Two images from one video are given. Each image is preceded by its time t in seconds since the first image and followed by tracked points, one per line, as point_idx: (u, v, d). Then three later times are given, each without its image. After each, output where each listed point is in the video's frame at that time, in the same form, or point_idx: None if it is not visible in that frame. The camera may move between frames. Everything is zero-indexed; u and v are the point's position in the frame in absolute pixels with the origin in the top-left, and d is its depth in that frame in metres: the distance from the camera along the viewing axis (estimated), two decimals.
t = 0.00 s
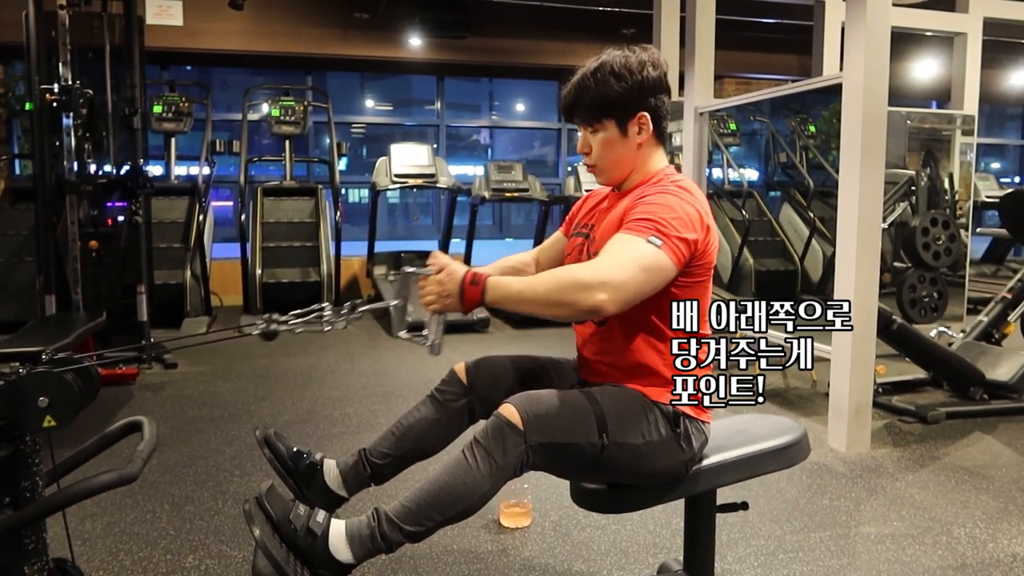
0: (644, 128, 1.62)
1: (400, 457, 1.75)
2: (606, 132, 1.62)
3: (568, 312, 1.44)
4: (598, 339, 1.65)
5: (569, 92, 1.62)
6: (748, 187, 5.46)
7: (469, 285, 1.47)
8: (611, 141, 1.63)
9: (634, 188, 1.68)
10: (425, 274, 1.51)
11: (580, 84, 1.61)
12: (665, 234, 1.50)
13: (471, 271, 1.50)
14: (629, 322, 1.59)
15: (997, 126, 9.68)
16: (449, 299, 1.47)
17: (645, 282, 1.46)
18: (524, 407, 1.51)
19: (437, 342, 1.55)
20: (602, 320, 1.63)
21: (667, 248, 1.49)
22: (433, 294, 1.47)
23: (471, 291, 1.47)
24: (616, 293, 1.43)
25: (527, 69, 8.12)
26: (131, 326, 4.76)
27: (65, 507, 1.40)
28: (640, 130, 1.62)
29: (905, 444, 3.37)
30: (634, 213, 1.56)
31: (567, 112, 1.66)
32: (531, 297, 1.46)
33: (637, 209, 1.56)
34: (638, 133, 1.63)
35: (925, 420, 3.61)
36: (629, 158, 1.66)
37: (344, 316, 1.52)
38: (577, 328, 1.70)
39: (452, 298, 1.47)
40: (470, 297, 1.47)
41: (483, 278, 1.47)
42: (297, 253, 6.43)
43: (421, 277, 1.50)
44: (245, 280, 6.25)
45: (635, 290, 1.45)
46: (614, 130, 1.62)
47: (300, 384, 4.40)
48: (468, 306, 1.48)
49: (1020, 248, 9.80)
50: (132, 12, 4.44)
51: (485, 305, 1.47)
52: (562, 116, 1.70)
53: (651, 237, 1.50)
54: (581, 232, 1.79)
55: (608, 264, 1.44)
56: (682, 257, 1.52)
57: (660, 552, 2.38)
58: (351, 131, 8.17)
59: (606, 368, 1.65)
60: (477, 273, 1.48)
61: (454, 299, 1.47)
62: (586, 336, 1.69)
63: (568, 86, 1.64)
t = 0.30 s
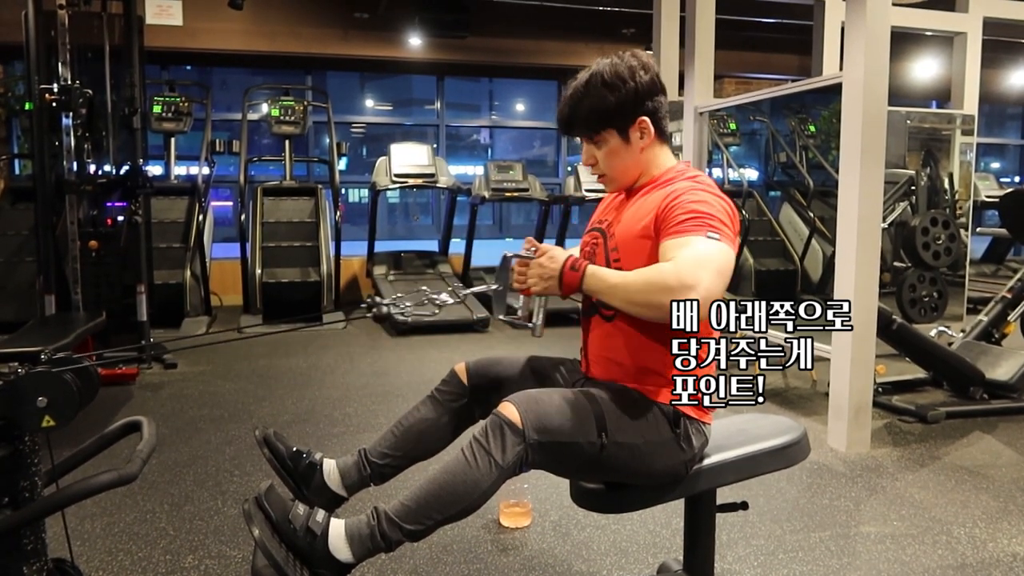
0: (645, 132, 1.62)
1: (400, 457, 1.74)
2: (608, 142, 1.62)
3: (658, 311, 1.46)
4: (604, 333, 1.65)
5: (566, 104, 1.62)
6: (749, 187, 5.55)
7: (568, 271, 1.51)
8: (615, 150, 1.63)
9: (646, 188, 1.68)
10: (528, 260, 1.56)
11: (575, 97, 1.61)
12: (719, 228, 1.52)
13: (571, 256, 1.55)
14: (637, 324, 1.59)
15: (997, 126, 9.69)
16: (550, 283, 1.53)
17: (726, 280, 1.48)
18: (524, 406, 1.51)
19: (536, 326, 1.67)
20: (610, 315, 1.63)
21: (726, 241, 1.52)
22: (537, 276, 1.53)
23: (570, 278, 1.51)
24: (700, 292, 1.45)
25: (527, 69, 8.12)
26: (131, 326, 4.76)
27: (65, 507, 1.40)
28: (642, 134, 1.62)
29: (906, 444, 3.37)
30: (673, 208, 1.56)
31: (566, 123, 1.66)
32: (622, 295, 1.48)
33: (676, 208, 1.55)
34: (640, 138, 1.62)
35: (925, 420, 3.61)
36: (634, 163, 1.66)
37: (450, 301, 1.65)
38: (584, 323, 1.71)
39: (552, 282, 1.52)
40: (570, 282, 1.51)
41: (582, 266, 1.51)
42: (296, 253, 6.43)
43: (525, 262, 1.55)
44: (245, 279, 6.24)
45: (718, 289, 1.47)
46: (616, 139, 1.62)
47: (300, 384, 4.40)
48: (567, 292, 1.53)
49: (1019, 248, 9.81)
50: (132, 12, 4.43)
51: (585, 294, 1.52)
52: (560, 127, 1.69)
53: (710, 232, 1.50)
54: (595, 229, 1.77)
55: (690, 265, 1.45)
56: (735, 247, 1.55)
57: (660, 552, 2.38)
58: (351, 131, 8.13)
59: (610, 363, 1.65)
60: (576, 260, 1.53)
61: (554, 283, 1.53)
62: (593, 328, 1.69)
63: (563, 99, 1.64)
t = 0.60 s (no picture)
0: (667, 128, 1.62)
1: (400, 457, 1.74)
2: (630, 132, 1.61)
3: (640, 314, 1.46)
4: (609, 332, 1.66)
5: (593, 91, 1.62)
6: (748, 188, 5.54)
7: (548, 278, 1.54)
8: (635, 140, 1.62)
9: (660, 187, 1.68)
10: (506, 266, 1.59)
11: (605, 84, 1.60)
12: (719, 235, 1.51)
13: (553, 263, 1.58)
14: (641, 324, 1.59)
15: (997, 126, 9.69)
16: (529, 290, 1.57)
17: (716, 286, 1.48)
18: (525, 406, 1.51)
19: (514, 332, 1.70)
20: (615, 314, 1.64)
21: (723, 248, 1.51)
22: (516, 283, 1.57)
23: (551, 284, 1.54)
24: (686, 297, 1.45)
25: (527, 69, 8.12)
26: (131, 326, 4.76)
27: (65, 507, 1.40)
28: (664, 130, 1.62)
29: (906, 444, 3.37)
30: (680, 211, 1.56)
31: (590, 111, 1.65)
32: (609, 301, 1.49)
33: (683, 210, 1.55)
34: (662, 133, 1.62)
35: (925, 420, 3.61)
36: (652, 158, 1.66)
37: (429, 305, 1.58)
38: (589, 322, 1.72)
39: (532, 289, 1.57)
40: (549, 289, 1.55)
41: (563, 272, 1.54)
42: (296, 253, 6.44)
43: (505, 269, 1.59)
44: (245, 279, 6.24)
45: (708, 294, 1.47)
46: (639, 130, 1.61)
47: (300, 384, 4.40)
48: (547, 297, 1.56)
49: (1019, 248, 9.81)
50: (131, 13, 4.43)
51: (564, 300, 1.55)
52: (584, 116, 1.69)
53: (708, 238, 1.50)
54: (604, 228, 1.77)
55: (680, 269, 1.45)
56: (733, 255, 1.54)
57: (660, 552, 2.38)
58: (351, 131, 8.12)
59: (613, 362, 1.66)
60: (557, 266, 1.55)
61: (533, 290, 1.57)
62: (600, 325, 1.69)
63: (591, 86, 1.64)
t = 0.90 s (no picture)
0: (668, 125, 1.62)
1: (400, 458, 1.74)
2: (630, 126, 1.62)
3: (563, 308, 1.45)
4: (602, 335, 1.66)
5: (597, 83, 1.62)
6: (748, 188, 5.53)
7: (466, 296, 1.46)
8: (635, 134, 1.63)
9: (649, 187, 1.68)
10: (425, 286, 1.50)
11: (610, 76, 1.60)
12: (670, 236, 1.51)
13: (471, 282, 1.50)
14: (637, 322, 1.60)
15: (997, 127, 9.69)
16: (446, 311, 1.47)
17: (648, 282, 1.47)
18: (524, 405, 1.51)
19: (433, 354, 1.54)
20: (606, 316, 1.64)
21: (671, 250, 1.50)
22: (431, 305, 1.47)
23: (468, 302, 1.46)
24: (612, 290, 1.43)
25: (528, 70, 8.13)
26: (131, 326, 4.76)
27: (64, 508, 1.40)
28: (664, 127, 1.62)
29: (906, 445, 3.37)
30: (644, 213, 1.57)
31: (593, 103, 1.66)
32: (534, 302, 1.46)
33: (652, 210, 1.57)
34: (662, 130, 1.63)
35: (925, 421, 3.61)
36: (649, 155, 1.66)
37: (340, 324, 1.48)
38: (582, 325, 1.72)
39: (448, 310, 1.47)
40: (469, 307, 1.46)
41: (480, 289, 1.46)
42: (296, 253, 6.44)
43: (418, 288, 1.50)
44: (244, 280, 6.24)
45: (637, 287, 1.45)
46: (639, 124, 1.61)
47: (300, 384, 4.40)
48: (466, 317, 1.47)
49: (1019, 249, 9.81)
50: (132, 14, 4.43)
51: (483, 317, 1.47)
52: (587, 109, 1.70)
53: (656, 238, 1.50)
54: (593, 228, 1.79)
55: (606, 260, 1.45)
56: (685, 260, 1.52)
57: (660, 552, 2.38)
58: (351, 132, 8.14)
59: (610, 365, 1.66)
60: (474, 285, 1.47)
61: (450, 311, 1.47)
62: (592, 328, 1.70)
63: (597, 78, 1.64)
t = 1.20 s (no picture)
0: (647, 125, 1.62)
1: (399, 458, 1.74)
2: (608, 126, 1.62)
3: (517, 290, 1.48)
4: (595, 339, 1.66)
5: (575, 86, 1.62)
6: (748, 188, 5.52)
7: (414, 295, 1.47)
8: (614, 134, 1.63)
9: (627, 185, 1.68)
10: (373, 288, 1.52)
11: (587, 78, 1.60)
12: (629, 221, 1.51)
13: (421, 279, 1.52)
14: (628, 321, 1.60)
15: (997, 127, 9.69)
16: (395, 312, 1.48)
17: (598, 259, 1.46)
18: (523, 405, 1.51)
19: (385, 356, 1.56)
20: (596, 320, 1.64)
21: (629, 235, 1.49)
22: (379, 306, 1.49)
23: (417, 301, 1.47)
24: (560, 268, 1.45)
25: (528, 71, 8.13)
26: (131, 327, 4.76)
27: (65, 508, 1.40)
28: (643, 127, 1.62)
29: (906, 445, 3.37)
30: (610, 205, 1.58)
31: (572, 106, 1.66)
32: (483, 286, 1.48)
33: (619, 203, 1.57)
34: (641, 129, 1.62)
35: (926, 421, 3.62)
36: (628, 156, 1.66)
37: (281, 328, 1.48)
38: (574, 332, 1.71)
39: (397, 310, 1.48)
40: (418, 307, 1.47)
41: (429, 287, 1.47)
42: (297, 254, 6.44)
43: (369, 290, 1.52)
44: (245, 280, 6.24)
45: (586, 264, 1.46)
46: (617, 123, 1.61)
47: (301, 385, 4.40)
48: (416, 315, 1.48)
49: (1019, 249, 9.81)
50: (132, 14, 4.43)
51: (434, 314, 1.47)
52: (566, 111, 1.70)
53: (615, 223, 1.51)
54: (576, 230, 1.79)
55: (555, 240, 1.48)
56: (648, 247, 1.51)
57: (661, 553, 2.38)
58: (351, 133, 8.14)
59: (604, 368, 1.66)
60: (423, 283, 1.49)
61: (400, 312, 1.48)
62: (583, 334, 1.70)
63: (574, 80, 1.64)
